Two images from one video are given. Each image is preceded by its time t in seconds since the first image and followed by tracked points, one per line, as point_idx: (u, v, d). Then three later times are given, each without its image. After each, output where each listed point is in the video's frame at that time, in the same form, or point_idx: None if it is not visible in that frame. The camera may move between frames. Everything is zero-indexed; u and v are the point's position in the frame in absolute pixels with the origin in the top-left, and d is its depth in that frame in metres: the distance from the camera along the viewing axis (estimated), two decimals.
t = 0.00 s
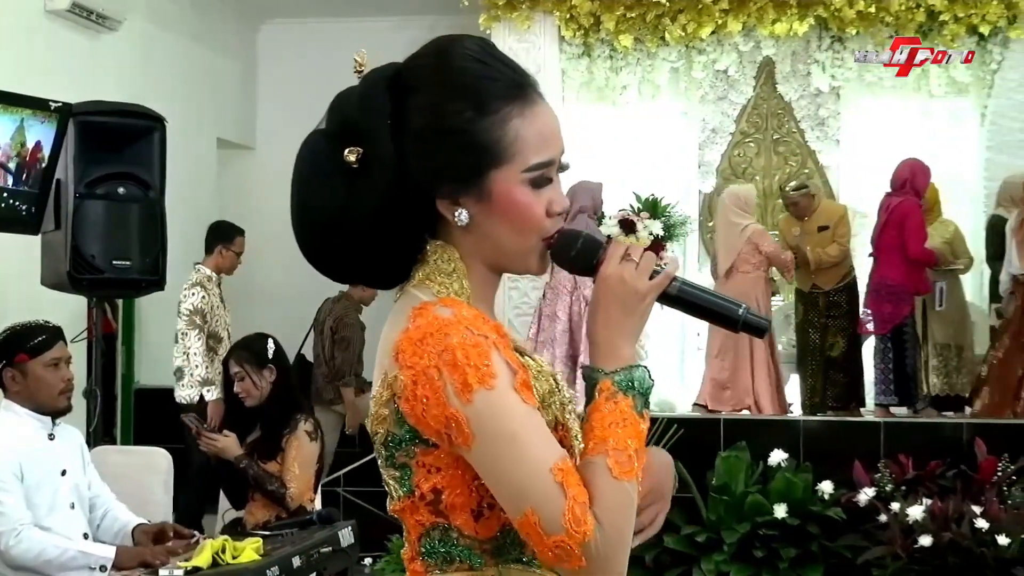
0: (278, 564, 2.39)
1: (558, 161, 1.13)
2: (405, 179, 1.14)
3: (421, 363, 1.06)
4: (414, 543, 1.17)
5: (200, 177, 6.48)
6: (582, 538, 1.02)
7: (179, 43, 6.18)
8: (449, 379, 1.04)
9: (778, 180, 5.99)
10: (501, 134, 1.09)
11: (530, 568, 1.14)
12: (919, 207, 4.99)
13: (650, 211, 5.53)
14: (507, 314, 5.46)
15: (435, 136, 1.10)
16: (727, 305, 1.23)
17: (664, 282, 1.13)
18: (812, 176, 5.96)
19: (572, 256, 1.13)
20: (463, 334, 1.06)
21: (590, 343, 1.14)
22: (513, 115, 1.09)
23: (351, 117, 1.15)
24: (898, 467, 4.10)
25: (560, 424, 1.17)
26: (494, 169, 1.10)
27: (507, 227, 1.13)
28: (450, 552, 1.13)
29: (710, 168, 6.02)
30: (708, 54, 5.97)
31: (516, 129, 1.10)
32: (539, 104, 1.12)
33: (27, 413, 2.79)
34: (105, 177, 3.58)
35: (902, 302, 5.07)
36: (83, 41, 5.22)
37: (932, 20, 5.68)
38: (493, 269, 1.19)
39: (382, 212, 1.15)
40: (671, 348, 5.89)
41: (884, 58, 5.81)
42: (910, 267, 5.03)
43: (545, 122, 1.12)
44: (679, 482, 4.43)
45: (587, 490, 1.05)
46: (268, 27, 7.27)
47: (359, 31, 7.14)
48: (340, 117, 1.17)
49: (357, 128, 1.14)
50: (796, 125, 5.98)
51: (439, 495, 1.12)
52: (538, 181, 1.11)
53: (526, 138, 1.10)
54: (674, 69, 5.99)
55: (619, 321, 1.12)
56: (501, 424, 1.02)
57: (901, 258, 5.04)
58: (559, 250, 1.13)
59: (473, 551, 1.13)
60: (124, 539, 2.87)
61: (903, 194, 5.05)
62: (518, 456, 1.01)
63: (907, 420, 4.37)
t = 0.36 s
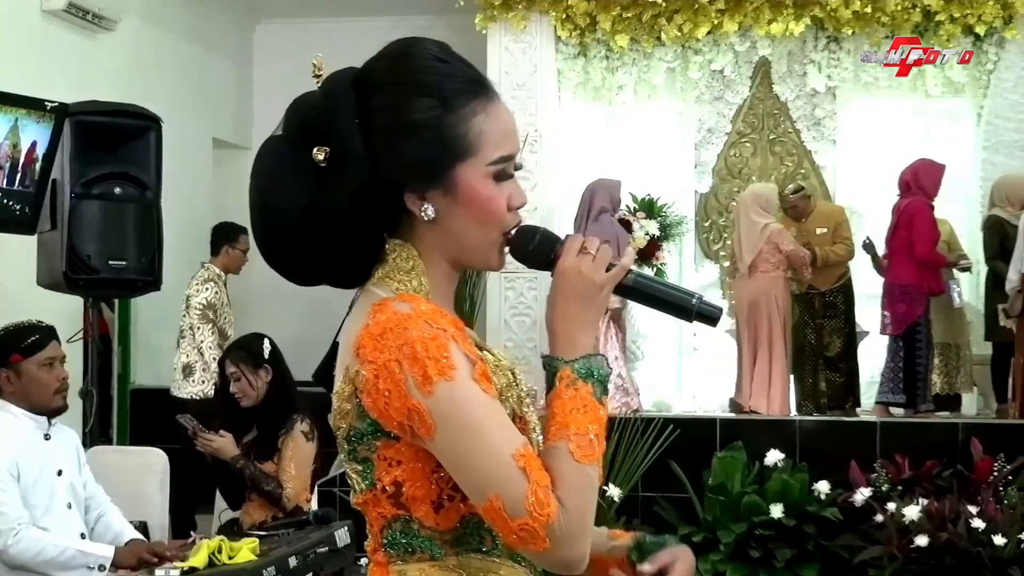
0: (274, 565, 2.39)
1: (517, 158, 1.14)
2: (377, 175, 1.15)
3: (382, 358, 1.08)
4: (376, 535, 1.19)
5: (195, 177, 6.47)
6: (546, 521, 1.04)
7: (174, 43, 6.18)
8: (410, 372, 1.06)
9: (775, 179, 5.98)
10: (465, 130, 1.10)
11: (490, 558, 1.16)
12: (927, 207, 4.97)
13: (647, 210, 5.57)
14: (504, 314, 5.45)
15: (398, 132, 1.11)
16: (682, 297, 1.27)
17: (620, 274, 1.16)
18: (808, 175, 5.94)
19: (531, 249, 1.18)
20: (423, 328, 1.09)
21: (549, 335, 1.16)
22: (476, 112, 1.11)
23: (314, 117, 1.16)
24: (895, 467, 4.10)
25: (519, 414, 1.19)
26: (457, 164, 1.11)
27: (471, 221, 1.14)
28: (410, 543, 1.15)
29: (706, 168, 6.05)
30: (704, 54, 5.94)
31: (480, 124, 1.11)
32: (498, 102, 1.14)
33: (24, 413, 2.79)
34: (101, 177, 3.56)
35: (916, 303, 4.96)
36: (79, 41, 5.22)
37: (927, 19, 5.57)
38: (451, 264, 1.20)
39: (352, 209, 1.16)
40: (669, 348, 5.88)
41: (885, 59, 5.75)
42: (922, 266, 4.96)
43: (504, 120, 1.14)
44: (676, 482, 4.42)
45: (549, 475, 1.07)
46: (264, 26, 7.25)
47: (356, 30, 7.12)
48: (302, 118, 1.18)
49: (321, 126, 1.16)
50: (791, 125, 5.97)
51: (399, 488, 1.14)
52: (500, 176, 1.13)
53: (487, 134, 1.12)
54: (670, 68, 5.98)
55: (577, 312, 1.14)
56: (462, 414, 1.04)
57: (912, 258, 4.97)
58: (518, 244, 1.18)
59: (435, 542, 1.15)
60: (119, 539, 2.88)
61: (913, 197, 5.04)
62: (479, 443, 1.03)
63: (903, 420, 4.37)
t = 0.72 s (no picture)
0: (271, 565, 2.39)
1: (468, 159, 1.22)
2: (347, 168, 1.19)
3: (331, 359, 1.13)
4: (330, 533, 1.25)
5: (192, 177, 6.46)
6: (496, 513, 1.09)
7: (170, 43, 6.17)
8: (358, 372, 1.11)
9: (772, 180, 5.97)
10: (425, 124, 1.19)
11: (440, 552, 1.22)
12: (931, 206, 4.92)
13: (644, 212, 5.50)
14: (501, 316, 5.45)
15: (361, 122, 1.18)
16: (627, 300, 1.35)
17: (568, 279, 1.22)
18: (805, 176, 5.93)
19: (483, 252, 1.25)
20: (370, 330, 1.14)
21: (501, 333, 1.20)
22: (434, 109, 1.20)
23: (277, 115, 1.22)
24: (891, 468, 4.10)
25: (467, 412, 1.24)
26: (417, 156, 1.19)
27: (429, 213, 1.20)
28: (362, 541, 1.22)
29: (704, 169, 6.06)
30: (701, 54, 5.95)
31: (438, 121, 1.20)
32: (450, 106, 1.22)
33: (20, 413, 2.79)
34: (98, 177, 3.57)
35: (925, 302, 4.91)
36: (75, 41, 5.21)
37: (924, 20, 5.58)
38: (406, 267, 1.25)
39: (317, 210, 1.19)
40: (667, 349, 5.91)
41: (884, 58, 5.74)
42: (926, 264, 4.90)
43: (456, 122, 1.22)
44: (674, 482, 4.42)
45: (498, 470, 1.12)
46: (261, 26, 7.23)
47: (353, 30, 7.11)
48: (264, 121, 1.23)
49: (287, 120, 1.20)
50: (788, 126, 5.97)
51: (349, 487, 1.20)
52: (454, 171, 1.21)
53: (444, 131, 1.20)
54: (667, 70, 5.99)
55: (529, 311, 1.20)
56: (409, 410, 1.09)
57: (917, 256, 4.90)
58: (470, 247, 1.25)
59: (384, 539, 1.21)
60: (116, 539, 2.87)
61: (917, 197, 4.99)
62: (425, 438, 1.08)
63: (899, 420, 4.37)
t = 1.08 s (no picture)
0: (270, 565, 2.39)
1: (451, 163, 1.28)
2: (340, 150, 1.22)
3: (311, 363, 1.15)
4: (308, 535, 1.27)
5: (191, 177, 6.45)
6: (475, 517, 1.13)
7: (169, 44, 6.17)
8: (337, 377, 1.13)
9: (770, 181, 5.98)
10: (414, 120, 1.24)
11: (420, 554, 1.24)
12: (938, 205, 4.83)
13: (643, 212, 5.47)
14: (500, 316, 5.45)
15: (354, 111, 1.22)
16: (602, 315, 1.44)
17: (547, 289, 1.28)
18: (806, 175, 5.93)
19: (464, 263, 1.36)
20: (348, 335, 1.15)
21: (480, 338, 1.27)
22: (422, 109, 1.25)
23: (267, 106, 1.24)
24: (891, 468, 4.10)
25: (446, 415, 1.27)
26: (407, 150, 1.23)
27: (417, 206, 1.24)
28: (342, 543, 1.23)
29: (703, 169, 6.05)
30: (700, 54, 5.95)
31: (426, 121, 1.25)
32: (434, 112, 1.28)
33: (18, 413, 2.79)
34: (97, 177, 3.57)
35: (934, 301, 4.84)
36: (74, 41, 5.21)
37: (923, 21, 5.60)
38: (388, 268, 1.29)
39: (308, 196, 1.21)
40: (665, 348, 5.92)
41: (884, 59, 5.74)
42: (935, 263, 4.82)
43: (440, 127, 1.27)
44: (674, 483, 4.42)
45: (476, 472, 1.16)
46: (260, 26, 7.22)
47: (352, 30, 7.10)
48: (253, 118, 1.25)
49: (278, 109, 1.22)
50: (787, 126, 5.98)
51: (329, 490, 1.22)
52: (440, 171, 1.26)
53: (432, 132, 1.25)
54: (666, 69, 5.99)
55: (507, 321, 1.27)
56: (390, 414, 1.12)
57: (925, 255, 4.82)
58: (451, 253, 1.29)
59: (363, 541, 1.23)
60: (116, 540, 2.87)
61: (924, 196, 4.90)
62: (406, 443, 1.11)
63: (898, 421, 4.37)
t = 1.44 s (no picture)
0: (285, 565, 2.39)
1: (469, 169, 1.27)
2: (352, 148, 1.23)
3: (318, 367, 1.15)
4: (321, 534, 1.27)
5: (204, 177, 6.46)
6: (475, 526, 1.12)
7: (182, 44, 6.18)
8: (344, 382, 1.12)
9: (784, 180, 5.93)
10: (430, 122, 1.24)
11: (430, 555, 1.25)
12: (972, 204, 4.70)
13: (656, 211, 5.46)
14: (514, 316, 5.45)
15: (369, 109, 1.22)
16: (619, 330, 1.43)
17: (562, 301, 1.26)
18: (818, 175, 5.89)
19: (480, 272, 1.36)
20: (355, 339, 1.14)
21: (491, 347, 1.27)
22: (440, 112, 1.25)
23: (287, 106, 1.25)
24: (905, 467, 4.09)
25: (455, 417, 1.27)
26: (423, 151, 1.23)
27: (429, 208, 1.24)
28: (354, 545, 1.23)
29: (717, 168, 6.02)
30: (714, 53, 5.95)
31: (443, 125, 1.25)
32: (455, 120, 1.28)
33: (32, 413, 2.80)
34: (110, 178, 3.57)
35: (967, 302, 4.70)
36: (88, 43, 5.23)
37: (937, 20, 5.61)
38: (400, 270, 1.28)
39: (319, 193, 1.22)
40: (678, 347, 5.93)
41: (886, 59, 5.77)
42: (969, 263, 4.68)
43: (459, 135, 1.27)
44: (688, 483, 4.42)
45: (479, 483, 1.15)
46: (272, 27, 7.23)
47: (364, 30, 7.10)
48: (276, 118, 1.26)
49: (296, 107, 1.24)
50: (800, 125, 5.92)
51: (340, 492, 1.22)
52: (457, 176, 1.26)
53: (449, 137, 1.25)
54: (678, 69, 5.99)
55: (520, 330, 1.25)
56: (395, 421, 1.11)
57: (960, 254, 4.69)
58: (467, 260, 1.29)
59: (375, 543, 1.23)
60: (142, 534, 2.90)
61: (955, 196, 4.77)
62: (410, 450, 1.10)
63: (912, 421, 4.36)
